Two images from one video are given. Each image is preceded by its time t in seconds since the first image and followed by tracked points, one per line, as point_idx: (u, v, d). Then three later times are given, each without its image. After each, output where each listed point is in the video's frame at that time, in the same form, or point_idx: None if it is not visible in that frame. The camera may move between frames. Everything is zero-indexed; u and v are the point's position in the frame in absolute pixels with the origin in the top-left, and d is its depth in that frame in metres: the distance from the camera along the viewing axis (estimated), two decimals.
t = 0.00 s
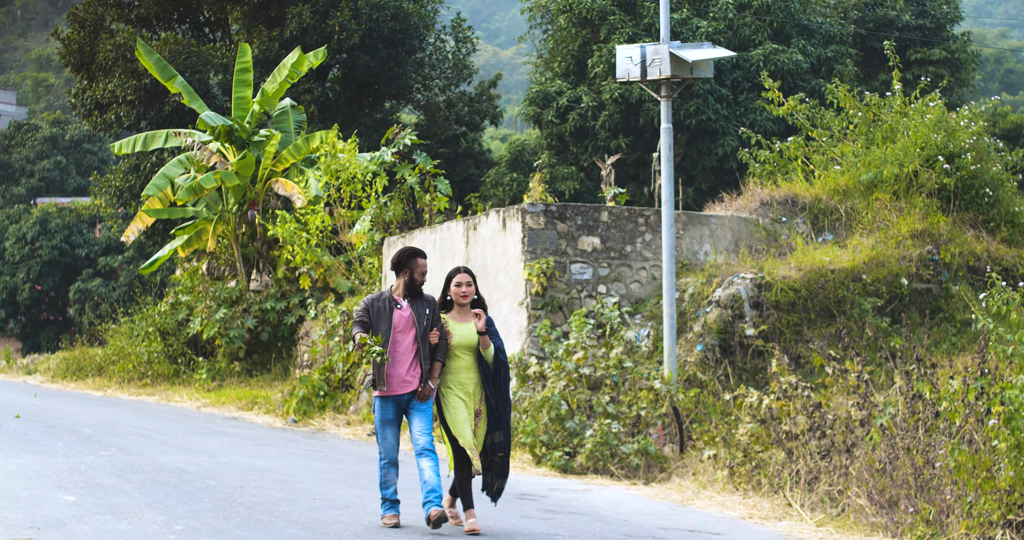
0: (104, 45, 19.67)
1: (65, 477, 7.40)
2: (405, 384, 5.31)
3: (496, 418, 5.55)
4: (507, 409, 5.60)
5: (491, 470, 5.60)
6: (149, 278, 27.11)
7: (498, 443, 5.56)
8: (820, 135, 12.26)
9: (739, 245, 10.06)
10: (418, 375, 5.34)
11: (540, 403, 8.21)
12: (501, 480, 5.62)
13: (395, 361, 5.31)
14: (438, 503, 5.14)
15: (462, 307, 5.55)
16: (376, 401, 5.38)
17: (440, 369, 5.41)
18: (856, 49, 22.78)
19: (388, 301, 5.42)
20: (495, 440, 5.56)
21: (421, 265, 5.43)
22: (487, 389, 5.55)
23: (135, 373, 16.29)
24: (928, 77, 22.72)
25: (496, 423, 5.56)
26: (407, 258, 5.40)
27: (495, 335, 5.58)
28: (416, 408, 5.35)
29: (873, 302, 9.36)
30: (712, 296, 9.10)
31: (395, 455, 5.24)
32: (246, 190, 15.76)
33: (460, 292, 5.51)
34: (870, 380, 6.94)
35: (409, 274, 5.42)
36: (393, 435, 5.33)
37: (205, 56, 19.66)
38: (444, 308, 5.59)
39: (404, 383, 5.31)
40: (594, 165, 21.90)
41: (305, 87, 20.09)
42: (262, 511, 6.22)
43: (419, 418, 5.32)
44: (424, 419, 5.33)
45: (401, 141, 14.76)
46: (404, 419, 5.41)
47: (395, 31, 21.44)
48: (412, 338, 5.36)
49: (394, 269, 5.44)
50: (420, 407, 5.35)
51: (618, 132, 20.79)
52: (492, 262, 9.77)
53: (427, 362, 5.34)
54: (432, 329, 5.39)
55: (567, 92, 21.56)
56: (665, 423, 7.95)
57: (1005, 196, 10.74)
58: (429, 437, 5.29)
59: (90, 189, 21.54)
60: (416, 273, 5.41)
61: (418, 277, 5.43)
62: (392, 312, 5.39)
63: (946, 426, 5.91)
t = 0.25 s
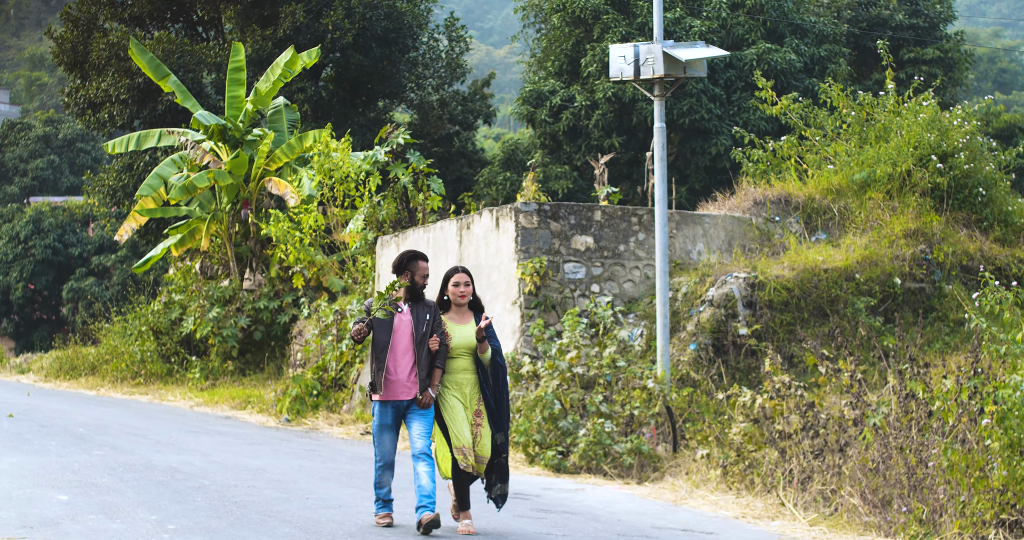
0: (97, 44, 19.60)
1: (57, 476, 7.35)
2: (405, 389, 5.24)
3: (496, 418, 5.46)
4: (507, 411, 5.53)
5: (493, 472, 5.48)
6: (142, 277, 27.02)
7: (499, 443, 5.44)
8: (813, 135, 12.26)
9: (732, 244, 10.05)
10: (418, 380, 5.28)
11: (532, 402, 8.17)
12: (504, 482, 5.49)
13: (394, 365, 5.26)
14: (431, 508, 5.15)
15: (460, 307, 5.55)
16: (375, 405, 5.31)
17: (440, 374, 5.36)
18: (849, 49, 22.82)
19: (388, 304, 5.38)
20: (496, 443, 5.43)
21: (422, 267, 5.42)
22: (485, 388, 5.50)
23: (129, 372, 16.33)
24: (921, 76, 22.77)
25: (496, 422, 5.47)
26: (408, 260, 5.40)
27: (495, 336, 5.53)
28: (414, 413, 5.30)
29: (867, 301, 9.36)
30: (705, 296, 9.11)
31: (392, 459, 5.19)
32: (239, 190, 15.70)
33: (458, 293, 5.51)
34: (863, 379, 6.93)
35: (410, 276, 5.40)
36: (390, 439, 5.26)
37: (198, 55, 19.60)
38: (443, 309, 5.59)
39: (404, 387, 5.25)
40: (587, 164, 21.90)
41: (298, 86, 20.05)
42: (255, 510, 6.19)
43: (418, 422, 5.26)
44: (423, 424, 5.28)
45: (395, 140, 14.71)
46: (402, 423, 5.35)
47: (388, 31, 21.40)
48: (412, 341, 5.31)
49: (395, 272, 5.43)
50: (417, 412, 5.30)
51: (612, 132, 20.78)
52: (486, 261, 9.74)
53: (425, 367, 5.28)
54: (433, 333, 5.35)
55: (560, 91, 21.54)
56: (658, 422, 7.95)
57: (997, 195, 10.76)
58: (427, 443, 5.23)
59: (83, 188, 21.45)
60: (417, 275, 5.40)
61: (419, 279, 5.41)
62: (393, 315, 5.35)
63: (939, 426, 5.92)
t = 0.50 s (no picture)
0: (90, 44, 19.51)
1: (51, 476, 7.32)
2: (404, 391, 5.19)
3: (494, 414, 5.46)
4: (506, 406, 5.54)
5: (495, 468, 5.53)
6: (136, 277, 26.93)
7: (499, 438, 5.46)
8: (807, 134, 12.26)
9: (726, 244, 10.05)
10: (418, 382, 5.22)
11: (526, 402, 8.15)
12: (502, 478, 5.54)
13: (395, 367, 5.21)
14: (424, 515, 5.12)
15: (459, 304, 5.53)
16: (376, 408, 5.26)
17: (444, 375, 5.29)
18: (842, 48, 22.86)
19: (391, 306, 5.34)
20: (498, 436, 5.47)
21: (424, 269, 5.38)
22: (482, 385, 5.47)
23: (122, 372, 16.31)
24: (915, 76, 22.81)
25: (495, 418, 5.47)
26: (412, 261, 5.37)
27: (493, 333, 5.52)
28: (417, 413, 5.21)
29: (860, 301, 9.37)
30: (699, 296, 9.09)
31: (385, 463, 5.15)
32: (233, 189, 15.66)
33: (459, 291, 5.48)
34: (857, 379, 6.92)
35: (413, 277, 5.36)
36: (387, 442, 5.22)
37: (192, 55, 19.54)
38: (442, 308, 5.55)
39: (403, 389, 5.19)
40: (581, 164, 21.89)
41: (292, 86, 20.02)
42: (249, 510, 6.16)
43: (420, 424, 5.17)
44: (425, 425, 5.18)
45: (388, 140, 14.67)
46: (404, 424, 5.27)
47: (381, 30, 21.37)
48: (413, 343, 5.26)
49: (398, 273, 5.39)
50: (421, 412, 5.20)
51: (606, 131, 20.77)
52: (479, 261, 9.72)
53: (428, 369, 5.22)
54: (435, 335, 5.29)
55: (554, 91, 21.53)
56: (652, 422, 7.93)
57: (991, 195, 10.77)
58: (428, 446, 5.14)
59: (76, 188, 21.37)
60: (420, 277, 5.36)
61: (422, 280, 5.37)
62: (394, 316, 5.31)
63: (933, 426, 5.91)
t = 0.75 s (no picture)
0: (84, 43, 19.45)
1: (46, 475, 7.29)
2: (407, 390, 5.14)
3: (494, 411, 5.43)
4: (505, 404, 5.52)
5: (499, 467, 5.44)
6: (131, 276, 26.85)
7: (500, 435, 5.41)
8: (801, 134, 12.27)
9: (720, 243, 10.05)
10: (421, 380, 5.18)
11: (521, 401, 8.13)
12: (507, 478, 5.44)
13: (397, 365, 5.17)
14: (419, 516, 5.13)
15: (458, 301, 5.51)
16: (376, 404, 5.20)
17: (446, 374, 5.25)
18: (837, 48, 22.89)
19: (392, 303, 5.28)
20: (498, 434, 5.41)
21: (427, 266, 5.31)
22: (481, 383, 5.46)
23: (117, 371, 16.26)
24: (909, 75, 22.85)
25: (495, 416, 5.44)
26: (414, 258, 5.29)
27: (492, 331, 5.50)
28: (418, 415, 5.19)
29: (855, 300, 9.38)
30: (694, 295, 9.09)
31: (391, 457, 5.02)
32: (227, 189, 15.62)
33: (459, 287, 5.44)
34: (851, 379, 6.92)
35: (415, 274, 5.29)
36: (389, 437, 5.10)
37: (186, 54, 19.49)
38: (442, 304, 5.53)
39: (406, 387, 5.15)
40: (575, 164, 21.89)
41: (286, 85, 20.01)
42: (243, 509, 6.14)
43: (422, 426, 5.16)
44: (427, 427, 5.18)
45: (382, 139, 14.64)
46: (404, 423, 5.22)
47: (376, 30, 21.35)
48: (415, 341, 5.21)
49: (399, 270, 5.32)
50: (421, 413, 5.19)
51: (600, 131, 20.76)
52: (474, 260, 9.69)
53: (430, 367, 5.18)
54: (437, 333, 5.24)
55: (548, 90, 21.52)
56: (647, 421, 7.94)
57: (985, 194, 10.79)
58: (429, 449, 5.14)
59: (71, 187, 21.30)
60: (421, 274, 5.29)
61: (424, 278, 5.30)
62: (396, 314, 5.25)
63: (927, 425, 5.91)
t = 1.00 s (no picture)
0: (79, 42, 19.40)
1: (40, 474, 7.27)
2: (408, 385, 5.14)
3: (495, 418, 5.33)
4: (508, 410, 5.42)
5: (504, 473, 5.32)
6: (125, 276, 26.77)
7: (502, 441, 5.31)
8: (796, 133, 12.27)
9: (714, 243, 10.04)
10: (422, 376, 5.18)
11: (515, 401, 8.11)
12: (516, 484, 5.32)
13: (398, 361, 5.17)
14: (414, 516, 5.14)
15: (460, 302, 5.43)
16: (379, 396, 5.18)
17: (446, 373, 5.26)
18: (831, 48, 22.92)
19: (392, 298, 5.25)
20: (499, 440, 5.31)
21: (427, 261, 5.27)
22: (482, 388, 5.39)
23: (112, 371, 16.23)
24: (904, 75, 22.89)
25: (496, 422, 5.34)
26: (414, 253, 5.25)
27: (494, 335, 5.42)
28: (417, 415, 5.20)
29: (849, 300, 9.40)
30: (688, 295, 9.08)
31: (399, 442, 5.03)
32: (222, 188, 15.57)
33: (461, 288, 5.39)
34: (845, 378, 6.92)
35: (415, 269, 5.26)
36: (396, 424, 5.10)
37: (181, 54, 19.45)
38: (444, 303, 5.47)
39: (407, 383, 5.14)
40: (570, 164, 21.88)
41: (281, 85, 19.99)
42: (238, 509, 6.12)
43: (420, 426, 5.19)
44: (424, 428, 5.21)
45: (377, 138, 14.59)
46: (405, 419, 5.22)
47: (370, 29, 21.33)
48: (416, 337, 5.20)
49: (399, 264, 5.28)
50: (420, 412, 5.21)
51: (594, 130, 20.75)
52: (468, 260, 9.66)
53: (429, 363, 5.19)
54: (438, 328, 5.24)
55: (543, 90, 21.52)
56: (642, 421, 7.92)
57: (980, 194, 10.79)
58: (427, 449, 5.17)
59: (65, 187, 21.23)
60: (422, 269, 5.26)
61: (424, 272, 5.27)
62: (396, 309, 5.24)
63: (922, 425, 5.90)
